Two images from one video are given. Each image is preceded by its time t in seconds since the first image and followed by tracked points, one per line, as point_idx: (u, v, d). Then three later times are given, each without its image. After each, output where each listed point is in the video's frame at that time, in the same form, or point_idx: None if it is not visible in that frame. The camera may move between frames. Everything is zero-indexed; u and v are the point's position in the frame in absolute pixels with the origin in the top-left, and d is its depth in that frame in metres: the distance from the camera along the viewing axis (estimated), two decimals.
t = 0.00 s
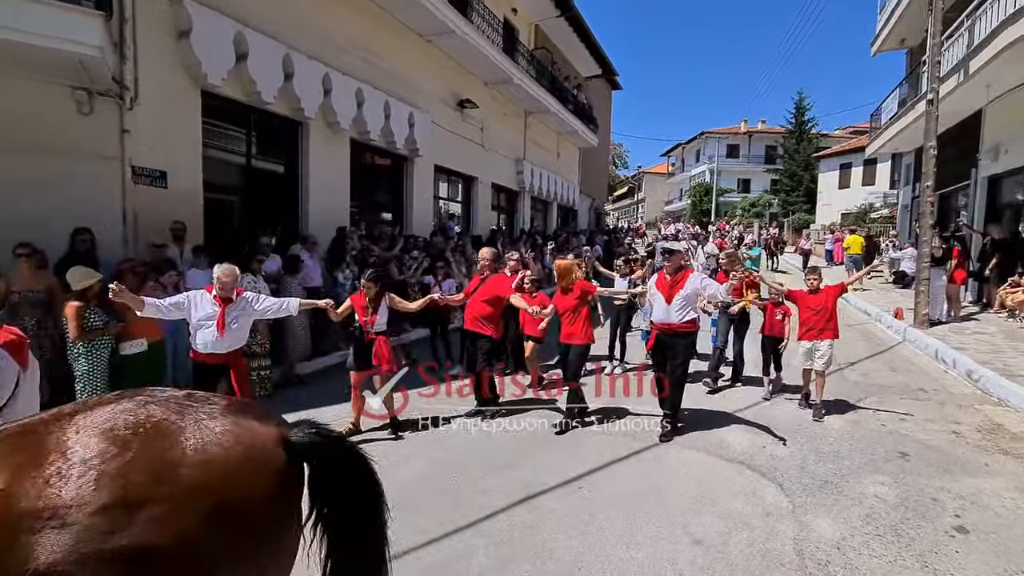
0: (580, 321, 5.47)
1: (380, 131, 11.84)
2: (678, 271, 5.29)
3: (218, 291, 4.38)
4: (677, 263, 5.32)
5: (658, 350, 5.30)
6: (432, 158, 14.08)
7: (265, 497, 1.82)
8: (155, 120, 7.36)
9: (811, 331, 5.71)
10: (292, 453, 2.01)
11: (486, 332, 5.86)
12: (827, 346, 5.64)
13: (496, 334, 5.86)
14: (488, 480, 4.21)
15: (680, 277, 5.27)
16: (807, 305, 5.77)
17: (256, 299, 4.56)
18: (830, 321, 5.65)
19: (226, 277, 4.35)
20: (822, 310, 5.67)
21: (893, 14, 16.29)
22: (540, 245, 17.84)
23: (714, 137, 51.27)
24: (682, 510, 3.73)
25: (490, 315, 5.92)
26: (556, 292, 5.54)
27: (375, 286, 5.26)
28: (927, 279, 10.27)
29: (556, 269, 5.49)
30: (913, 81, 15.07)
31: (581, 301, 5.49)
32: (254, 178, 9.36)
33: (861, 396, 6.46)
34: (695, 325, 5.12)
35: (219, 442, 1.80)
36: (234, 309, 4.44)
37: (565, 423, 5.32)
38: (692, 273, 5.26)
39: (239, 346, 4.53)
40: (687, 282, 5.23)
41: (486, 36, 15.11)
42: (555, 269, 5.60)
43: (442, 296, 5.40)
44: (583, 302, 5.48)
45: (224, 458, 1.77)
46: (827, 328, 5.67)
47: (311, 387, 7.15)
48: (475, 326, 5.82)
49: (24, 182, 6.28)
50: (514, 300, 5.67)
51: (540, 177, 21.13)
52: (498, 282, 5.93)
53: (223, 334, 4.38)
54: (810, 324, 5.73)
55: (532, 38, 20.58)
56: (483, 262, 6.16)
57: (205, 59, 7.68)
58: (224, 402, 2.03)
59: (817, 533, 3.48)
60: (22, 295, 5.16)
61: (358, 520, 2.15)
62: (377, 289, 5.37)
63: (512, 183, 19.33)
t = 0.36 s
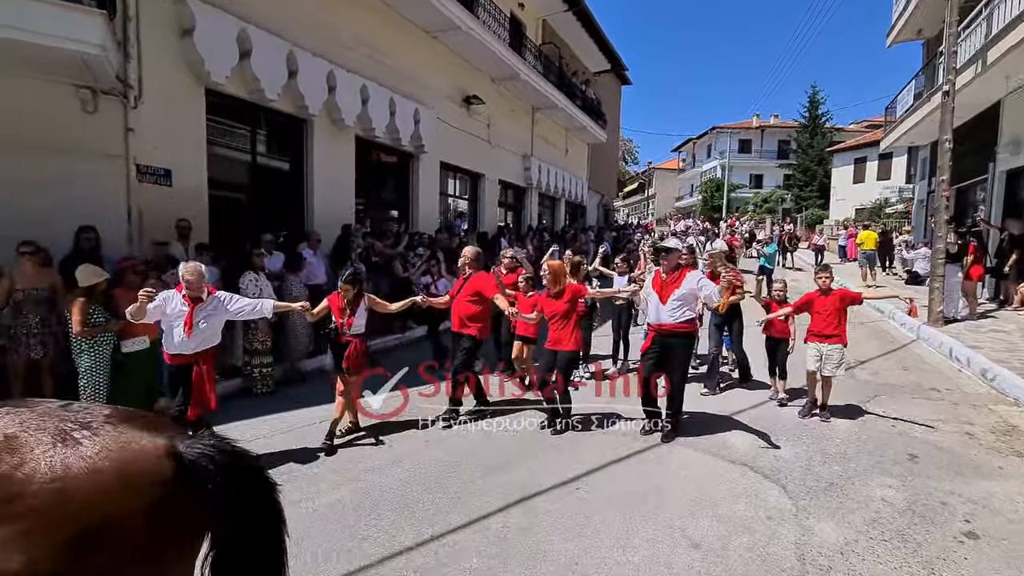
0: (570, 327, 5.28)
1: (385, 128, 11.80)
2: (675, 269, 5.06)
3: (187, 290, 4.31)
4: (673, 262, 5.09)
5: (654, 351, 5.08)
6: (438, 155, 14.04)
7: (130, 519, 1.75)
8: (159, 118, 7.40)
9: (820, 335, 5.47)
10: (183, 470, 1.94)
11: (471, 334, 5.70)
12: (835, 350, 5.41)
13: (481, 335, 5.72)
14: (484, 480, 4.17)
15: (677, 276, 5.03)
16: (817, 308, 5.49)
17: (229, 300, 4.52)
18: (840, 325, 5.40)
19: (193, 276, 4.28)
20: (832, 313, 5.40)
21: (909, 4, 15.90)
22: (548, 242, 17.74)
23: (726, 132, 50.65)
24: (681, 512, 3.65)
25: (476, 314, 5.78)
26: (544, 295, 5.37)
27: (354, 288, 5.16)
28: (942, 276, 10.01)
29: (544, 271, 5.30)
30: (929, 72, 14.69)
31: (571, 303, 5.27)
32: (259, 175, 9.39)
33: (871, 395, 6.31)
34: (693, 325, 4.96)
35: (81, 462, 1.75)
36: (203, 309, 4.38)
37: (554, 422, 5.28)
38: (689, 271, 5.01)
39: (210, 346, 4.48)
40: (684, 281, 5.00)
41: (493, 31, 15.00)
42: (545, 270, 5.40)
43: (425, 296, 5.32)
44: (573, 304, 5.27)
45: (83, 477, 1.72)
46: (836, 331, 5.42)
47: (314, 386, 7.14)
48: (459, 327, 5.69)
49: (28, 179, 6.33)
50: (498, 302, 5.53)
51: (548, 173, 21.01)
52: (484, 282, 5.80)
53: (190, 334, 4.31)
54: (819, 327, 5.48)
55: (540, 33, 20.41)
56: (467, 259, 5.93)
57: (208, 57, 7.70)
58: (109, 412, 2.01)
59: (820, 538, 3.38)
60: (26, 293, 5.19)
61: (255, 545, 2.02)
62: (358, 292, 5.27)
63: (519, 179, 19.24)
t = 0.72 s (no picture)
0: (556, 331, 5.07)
1: (390, 130, 11.78)
2: (666, 269, 4.92)
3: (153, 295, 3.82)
4: (665, 262, 4.96)
5: (645, 353, 4.92)
6: (443, 156, 14.01)
7: (45, 557, 1.73)
8: (164, 123, 7.43)
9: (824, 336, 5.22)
10: (106, 501, 1.90)
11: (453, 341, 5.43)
12: (838, 353, 5.17)
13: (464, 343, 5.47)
14: (489, 485, 4.11)
15: (670, 277, 4.87)
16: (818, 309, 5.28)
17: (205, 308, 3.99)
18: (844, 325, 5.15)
19: (159, 278, 3.81)
20: (835, 314, 5.16)
21: None
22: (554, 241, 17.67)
23: (733, 128, 50.25)
24: (691, 519, 3.56)
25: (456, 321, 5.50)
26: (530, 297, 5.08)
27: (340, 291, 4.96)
28: (957, 272, 9.81)
29: (535, 273, 4.99)
30: (941, 64, 14.43)
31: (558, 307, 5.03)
32: (264, 178, 9.40)
33: (884, 395, 6.18)
34: (683, 328, 4.81)
35: None
36: (170, 316, 3.89)
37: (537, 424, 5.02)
38: (682, 271, 4.86)
39: (178, 359, 3.93)
40: (677, 281, 4.85)
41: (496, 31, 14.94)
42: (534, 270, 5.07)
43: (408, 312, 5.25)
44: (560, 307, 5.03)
45: None
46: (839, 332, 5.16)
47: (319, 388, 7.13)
48: (440, 335, 5.41)
49: (34, 185, 6.36)
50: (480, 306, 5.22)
51: (554, 173, 20.93)
52: (462, 287, 5.46)
53: (155, 344, 3.80)
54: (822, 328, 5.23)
55: (544, 32, 20.33)
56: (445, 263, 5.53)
57: (211, 61, 7.71)
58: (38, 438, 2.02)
59: (834, 544, 3.28)
60: (32, 299, 5.22)
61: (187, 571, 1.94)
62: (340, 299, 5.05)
63: (525, 179, 19.18)
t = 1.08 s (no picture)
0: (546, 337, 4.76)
1: (392, 131, 11.73)
2: (662, 272, 4.66)
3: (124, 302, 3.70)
4: (659, 264, 4.70)
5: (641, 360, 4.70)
6: (445, 157, 13.94)
7: None
8: (164, 127, 7.40)
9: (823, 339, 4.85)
10: (50, 544, 1.31)
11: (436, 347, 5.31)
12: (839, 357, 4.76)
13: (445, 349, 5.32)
14: (494, 492, 4.03)
15: (665, 281, 4.65)
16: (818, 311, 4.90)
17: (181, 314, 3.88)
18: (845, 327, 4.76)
19: (130, 284, 3.68)
20: (836, 316, 4.78)
21: None
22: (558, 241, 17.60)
23: (737, 125, 49.99)
24: (701, 527, 3.48)
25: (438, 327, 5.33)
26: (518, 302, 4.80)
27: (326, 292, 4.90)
28: (968, 269, 9.66)
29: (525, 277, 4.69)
30: (949, 57, 14.24)
31: (549, 313, 4.73)
32: (265, 181, 9.36)
33: (896, 396, 6.07)
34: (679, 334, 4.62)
35: None
36: (145, 322, 3.76)
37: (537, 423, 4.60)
38: (677, 275, 4.63)
39: (156, 368, 3.83)
40: (672, 285, 4.62)
41: (498, 30, 14.86)
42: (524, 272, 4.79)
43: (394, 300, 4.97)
44: (551, 313, 4.73)
45: None
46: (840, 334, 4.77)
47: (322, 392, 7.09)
48: (419, 342, 5.32)
49: (36, 191, 6.33)
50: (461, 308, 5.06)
51: (557, 172, 20.82)
52: (442, 292, 5.37)
53: (130, 353, 3.69)
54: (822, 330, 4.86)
55: (546, 31, 20.23)
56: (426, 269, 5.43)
57: (211, 64, 7.68)
58: None
59: (849, 553, 3.19)
60: (32, 306, 5.21)
61: None
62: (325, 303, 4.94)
63: (528, 179, 19.10)
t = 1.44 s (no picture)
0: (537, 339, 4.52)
1: (389, 131, 11.65)
2: (655, 274, 4.40)
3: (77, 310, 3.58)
4: (653, 265, 4.42)
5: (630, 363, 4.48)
6: (444, 156, 13.86)
7: None
8: (159, 130, 7.33)
9: (823, 341, 4.47)
10: None
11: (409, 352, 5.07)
12: (842, 363, 4.38)
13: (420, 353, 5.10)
14: (493, 497, 3.95)
15: (658, 283, 4.37)
16: (818, 314, 4.56)
17: (138, 323, 3.74)
18: (848, 330, 4.39)
19: (89, 289, 3.57)
20: (836, 317, 4.44)
21: None
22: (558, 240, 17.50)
23: (737, 121, 49.81)
24: (705, 532, 3.39)
25: (412, 329, 5.10)
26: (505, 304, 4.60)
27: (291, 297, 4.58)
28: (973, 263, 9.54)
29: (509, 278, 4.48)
30: (951, 50, 14.10)
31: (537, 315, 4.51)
32: (262, 182, 9.29)
33: (903, 394, 5.97)
34: (673, 338, 4.35)
35: None
36: (100, 331, 3.63)
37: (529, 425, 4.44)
38: (671, 277, 4.36)
39: (108, 380, 3.67)
40: (665, 287, 4.35)
41: (495, 28, 14.76)
42: (511, 274, 4.57)
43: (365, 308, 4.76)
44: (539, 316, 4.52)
45: None
46: (842, 336, 4.41)
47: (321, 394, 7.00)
48: (392, 345, 5.06)
49: (30, 196, 6.27)
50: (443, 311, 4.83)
51: (556, 171, 20.73)
52: (415, 295, 5.03)
53: (81, 363, 3.54)
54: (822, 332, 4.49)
55: (544, 29, 20.11)
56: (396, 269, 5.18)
57: (206, 65, 7.61)
58: None
59: (858, 557, 3.11)
60: (26, 311, 5.16)
61: None
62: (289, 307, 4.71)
63: (528, 177, 19.01)
